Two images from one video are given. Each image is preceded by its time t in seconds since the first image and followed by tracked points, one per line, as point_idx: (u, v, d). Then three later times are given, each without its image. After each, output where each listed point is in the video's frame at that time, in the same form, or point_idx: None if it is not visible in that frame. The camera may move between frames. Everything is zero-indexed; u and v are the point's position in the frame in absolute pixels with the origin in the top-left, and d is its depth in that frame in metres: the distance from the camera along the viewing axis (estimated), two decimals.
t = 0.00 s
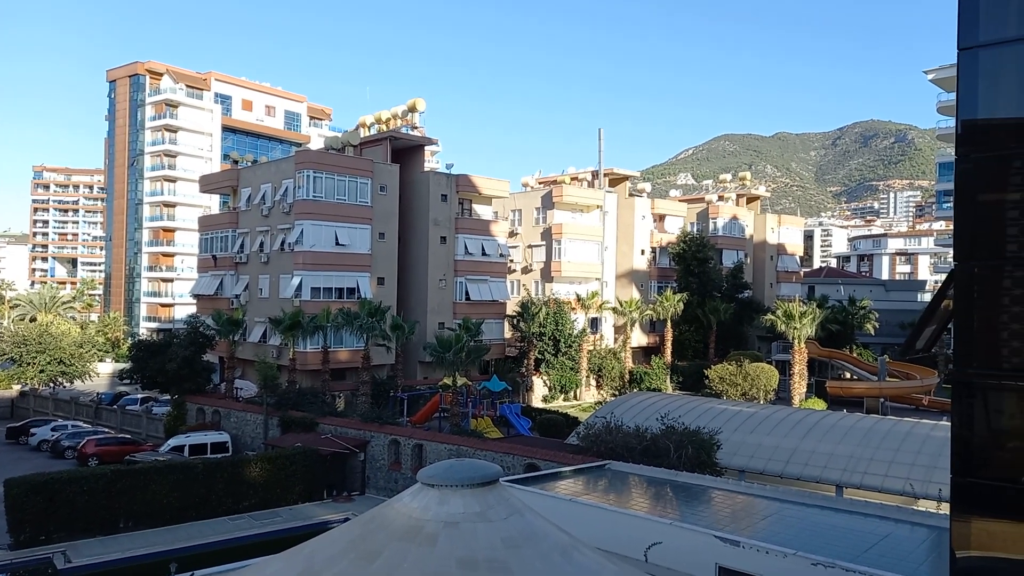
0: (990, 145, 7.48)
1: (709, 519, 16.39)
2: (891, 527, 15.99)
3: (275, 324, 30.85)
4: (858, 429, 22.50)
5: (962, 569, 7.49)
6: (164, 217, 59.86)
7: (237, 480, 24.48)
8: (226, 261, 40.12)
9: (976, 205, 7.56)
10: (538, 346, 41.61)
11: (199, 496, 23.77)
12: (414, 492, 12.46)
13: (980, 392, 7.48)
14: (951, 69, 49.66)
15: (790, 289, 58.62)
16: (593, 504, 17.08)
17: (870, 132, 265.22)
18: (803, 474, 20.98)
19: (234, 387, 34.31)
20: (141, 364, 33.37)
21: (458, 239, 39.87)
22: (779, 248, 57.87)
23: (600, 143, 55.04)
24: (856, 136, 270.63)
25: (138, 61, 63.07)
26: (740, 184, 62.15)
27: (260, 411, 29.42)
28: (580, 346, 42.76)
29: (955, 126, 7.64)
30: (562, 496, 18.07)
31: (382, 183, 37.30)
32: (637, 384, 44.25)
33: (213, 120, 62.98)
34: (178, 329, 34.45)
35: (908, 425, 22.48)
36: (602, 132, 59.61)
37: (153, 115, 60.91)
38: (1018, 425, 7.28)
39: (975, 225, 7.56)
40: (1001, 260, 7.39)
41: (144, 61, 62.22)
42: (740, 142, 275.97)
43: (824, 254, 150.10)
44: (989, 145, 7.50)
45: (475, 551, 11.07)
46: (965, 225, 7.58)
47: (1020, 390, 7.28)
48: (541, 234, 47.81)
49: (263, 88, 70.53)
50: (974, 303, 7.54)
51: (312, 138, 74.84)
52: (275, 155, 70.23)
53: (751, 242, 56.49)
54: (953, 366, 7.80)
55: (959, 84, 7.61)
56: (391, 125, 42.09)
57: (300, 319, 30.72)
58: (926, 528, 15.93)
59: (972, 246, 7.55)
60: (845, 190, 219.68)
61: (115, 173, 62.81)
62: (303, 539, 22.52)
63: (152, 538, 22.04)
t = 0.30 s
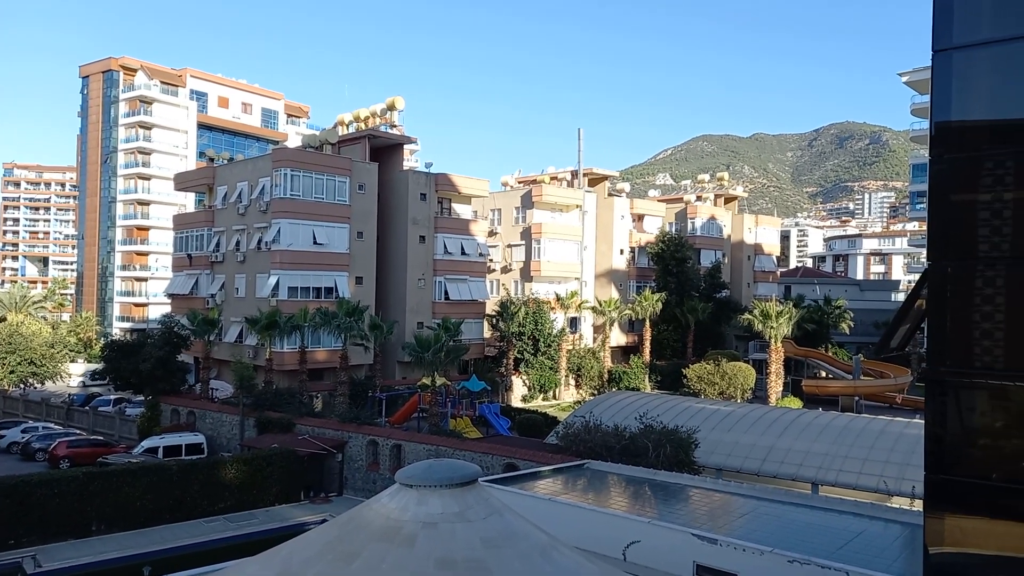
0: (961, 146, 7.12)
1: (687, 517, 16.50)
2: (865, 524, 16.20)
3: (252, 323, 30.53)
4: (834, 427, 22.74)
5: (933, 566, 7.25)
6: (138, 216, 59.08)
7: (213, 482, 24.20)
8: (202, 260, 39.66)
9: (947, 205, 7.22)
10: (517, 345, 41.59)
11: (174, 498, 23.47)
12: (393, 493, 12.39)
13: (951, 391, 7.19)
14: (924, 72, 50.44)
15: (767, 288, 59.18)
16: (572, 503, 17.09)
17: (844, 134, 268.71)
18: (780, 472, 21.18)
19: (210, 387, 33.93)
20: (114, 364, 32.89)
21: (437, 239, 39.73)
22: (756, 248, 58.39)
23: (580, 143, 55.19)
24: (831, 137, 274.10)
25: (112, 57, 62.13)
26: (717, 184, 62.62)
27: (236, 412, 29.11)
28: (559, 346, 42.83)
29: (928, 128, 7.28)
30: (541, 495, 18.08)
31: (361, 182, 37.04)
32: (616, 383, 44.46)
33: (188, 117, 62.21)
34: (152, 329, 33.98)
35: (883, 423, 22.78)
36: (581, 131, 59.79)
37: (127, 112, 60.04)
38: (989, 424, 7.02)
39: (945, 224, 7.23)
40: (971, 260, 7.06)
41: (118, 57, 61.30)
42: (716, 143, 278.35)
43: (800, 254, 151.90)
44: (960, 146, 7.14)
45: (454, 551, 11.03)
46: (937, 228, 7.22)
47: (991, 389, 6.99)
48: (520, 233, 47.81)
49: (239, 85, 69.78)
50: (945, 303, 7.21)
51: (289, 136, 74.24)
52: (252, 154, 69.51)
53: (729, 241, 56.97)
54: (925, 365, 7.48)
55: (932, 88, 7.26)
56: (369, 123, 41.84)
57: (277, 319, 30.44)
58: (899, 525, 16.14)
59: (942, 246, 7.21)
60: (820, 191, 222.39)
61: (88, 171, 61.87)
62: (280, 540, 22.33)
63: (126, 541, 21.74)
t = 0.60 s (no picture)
0: (935, 148, 7.88)
1: (663, 515, 16.59)
2: (838, 521, 16.40)
3: (225, 323, 30.19)
4: (808, 424, 23.07)
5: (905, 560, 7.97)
6: (108, 213, 58.11)
7: (185, 483, 23.85)
8: (174, 258, 39.13)
9: (922, 206, 7.99)
10: (494, 344, 41.55)
11: (145, 500, 23.10)
12: (369, 493, 12.29)
13: (923, 388, 7.95)
14: (896, 74, 51.20)
15: (742, 288, 59.65)
16: (549, 503, 17.09)
17: (816, 135, 271.86)
18: (755, 470, 21.39)
19: (182, 388, 33.44)
20: (84, 365, 32.29)
21: (414, 237, 39.55)
22: (731, 247, 58.85)
23: (557, 142, 55.29)
24: (804, 139, 277.17)
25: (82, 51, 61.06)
26: (693, 185, 63.07)
27: (209, 412, 28.77)
28: (536, 345, 42.90)
29: (903, 128, 8.00)
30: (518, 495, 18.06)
31: (337, 180, 36.73)
32: (592, 382, 44.55)
33: (160, 114, 61.28)
34: (123, 329, 33.46)
35: (855, 421, 23.11)
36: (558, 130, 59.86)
37: (97, 107, 59.00)
38: (959, 420, 7.76)
39: (920, 225, 7.99)
40: (942, 261, 7.82)
41: (88, 51, 60.27)
42: (691, 144, 280.35)
43: (774, 253, 153.42)
44: (933, 147, 7.91)
45: (430, 551, 10.97)
46: (910, 226, 7.99)
47: (958, 386, 7.75)
48: (498, 232, 47.77)
49: (212, 82, 68.94)
50: (918, 302, 7.96)
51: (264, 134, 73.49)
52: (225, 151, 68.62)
53: (704, 241, 57.36)
54: (899, 363, 8.24)
55: (906, 88, 7.97)
56: (345, 121, 41.57)
57: (251, 319, 30.13)
58: (871, 521, 16.36)
59: (917, 246, 7.99)
60: (793, 192, 224.87)
61: (56, 167, 60.77)
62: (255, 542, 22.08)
63: (96, 544, 21.37)
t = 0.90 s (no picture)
0: (910, 150, 7.99)
1: (643, 514, 16.65)
2: (815, 518, 16.57)
3: (201, 323, 29.87)
4: (786, 423, 23.27)
5: (880, 555, 8.05)
6: (81, 211, 57.15)
7: (161, 486, 23.53)
8: (149, 257, 38.61)
9: (898, 206, 8.10)
10: (474, 344, 41.49)
11: (120, 503, 22.77)
12: (348, 495, 12.19)
13: (898, 387, 8.07)
14: (871, 77, 51.93)
15: (721, 287, 60.12)
16: (528, 502, 17.09)
17: (792, 136, 274.73)
18: (733, 468, 21.55)
19: (157, 389, 33.00)
20: (57, 366, 31.78)
21: (394, 237, 39.36)
22: (710, 247, 59.29)
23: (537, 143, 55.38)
24: (780, 140, 280.03)
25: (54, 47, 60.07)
26: (672, 185, 63.47)
27: (185, 413, 28.44)
28: (517, 345, 42.93)
29: (879, 130, 8.12)
30: (498, 494, 18.03)
31: (315, 179, 36.44)
32: (573, 381, 44.65)
33: (135, 111, 60.44)
34: (97, 329, 32.95)
35: (832, 419, 23.39)
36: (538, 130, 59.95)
37: (69, 104, 58.04)
38: (933, 418, 7.87)
39: (895, 225, 8.11)
40: (917, 261, 7.94)
41: (60, 48, 59.30)
42: (669, 144, 282.07)
43: (752, 253, 154.73)
44: (908, 149, 8.02)
45: (410, 552, 10.91)
46: (886, 227, 8.10)
47: (932, 385, 7.86)
48: (478, 232, 47.73)
49: (188, 79, 68.15)
50: (894, 302, 8.09)
51: (241, 132, 72.77)
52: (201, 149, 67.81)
53: (684, 241, 57.72)
54: (875, 362, 8.37)
55: (883, 90, 8.08)
56: (324, 119, 41.28)
57: (228, 319, 29.86)
58: (848, 518, 16.53)
59: (892, 246, 8.11)
60: (770, 193, 227.08)
61: (28, 165, 59.73)
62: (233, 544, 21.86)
63: (70, 547, 21.04)
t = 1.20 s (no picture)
0: (889, 152, 8.08)
1: (625, 514, 16.70)
2: (795, 517, 16.72)
3: (180, 324, 29.55)
4: (766, 422, 23.46)
5: (860, 553, 8.13)
6: (57, 210, 56.36)
7: (139, 488, 23.25)
8: (126, 257, 38.14)
9: (877, 208, 8.19)
10: (457, 344, 41.40)
11: (98, 506, 22.48)
12: (330, 497, 12.11)
13: (877, 386, 8.16)
14: (850, 79, 52.50)
15: (702, 287, 60.48)
16: (511, 503, 17.06)
17: (771, 137, 277.12)
18: (714, 467, 21.69)
19: (135, 390, 32.59)
20: (32, 367, 31.30)
21: (375, 237, 39.18)
22: (691, 248, 59.62)
23: (519, 143, 55.41)
24: (759, 141, 282.31)
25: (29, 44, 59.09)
26: (654, 186, 63.77)
27: (163, 415, 28.10)
28: (499, 345, 42.94)
29: (859, 132, 8.21)
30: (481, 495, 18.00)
31: (296, 178, 36.17)
32: (555, 381, 44.71)
33: (112, 109, 59.66)
34: (73, 330, 32.47)
35: (812, 418, 23.63)
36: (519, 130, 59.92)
37: (44, 102, 57.15)
38: (910, 416, 7.97)
39: (875, 227, 8.19)
40: (895, 262, 8.04)
41: (35, 44, 58.33)
42: (650, 145, 283.28)
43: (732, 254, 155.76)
44: (887, 151, 8.12)
45: (393, 554, 10.86)
46: (865, 229, 8.19)
47: (910, 384, 7.96)
48: (460, 232, 47.63)
49: (165, 76, 67.34)
50: (873, 302, 8.16)
51: (220, 130, 72.03)
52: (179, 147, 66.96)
53: (665, 242, 57.99)
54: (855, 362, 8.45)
55: (863, 93, 8.17)
56: (305, 118, 41.00)
57: (207, 320, 29.58)
58: (827, 517, 16.69)
59: (871, 247, 8.20)
60: (749, 194, 228.84)
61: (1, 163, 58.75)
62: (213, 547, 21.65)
63: (46, 552, 20.74)
